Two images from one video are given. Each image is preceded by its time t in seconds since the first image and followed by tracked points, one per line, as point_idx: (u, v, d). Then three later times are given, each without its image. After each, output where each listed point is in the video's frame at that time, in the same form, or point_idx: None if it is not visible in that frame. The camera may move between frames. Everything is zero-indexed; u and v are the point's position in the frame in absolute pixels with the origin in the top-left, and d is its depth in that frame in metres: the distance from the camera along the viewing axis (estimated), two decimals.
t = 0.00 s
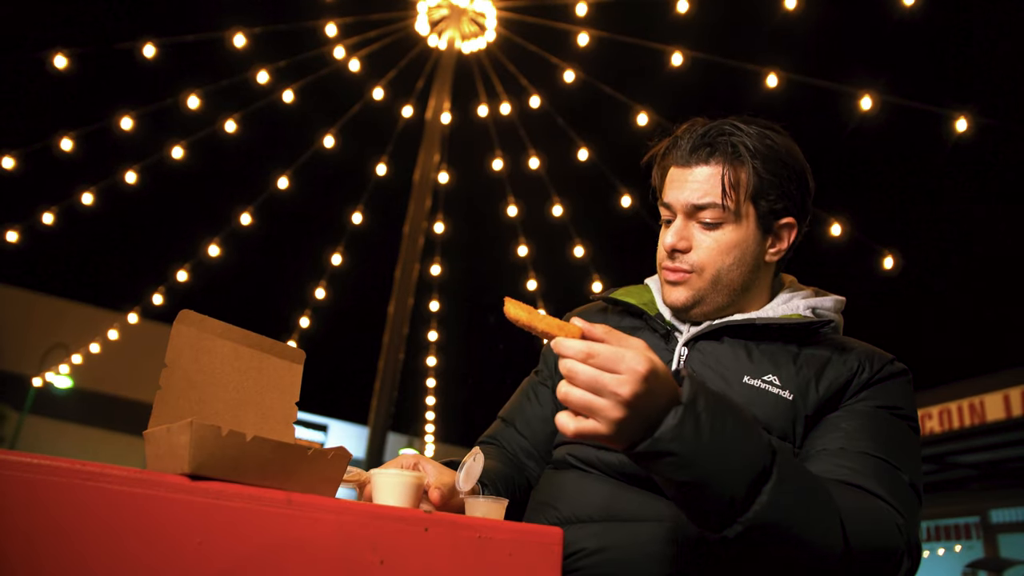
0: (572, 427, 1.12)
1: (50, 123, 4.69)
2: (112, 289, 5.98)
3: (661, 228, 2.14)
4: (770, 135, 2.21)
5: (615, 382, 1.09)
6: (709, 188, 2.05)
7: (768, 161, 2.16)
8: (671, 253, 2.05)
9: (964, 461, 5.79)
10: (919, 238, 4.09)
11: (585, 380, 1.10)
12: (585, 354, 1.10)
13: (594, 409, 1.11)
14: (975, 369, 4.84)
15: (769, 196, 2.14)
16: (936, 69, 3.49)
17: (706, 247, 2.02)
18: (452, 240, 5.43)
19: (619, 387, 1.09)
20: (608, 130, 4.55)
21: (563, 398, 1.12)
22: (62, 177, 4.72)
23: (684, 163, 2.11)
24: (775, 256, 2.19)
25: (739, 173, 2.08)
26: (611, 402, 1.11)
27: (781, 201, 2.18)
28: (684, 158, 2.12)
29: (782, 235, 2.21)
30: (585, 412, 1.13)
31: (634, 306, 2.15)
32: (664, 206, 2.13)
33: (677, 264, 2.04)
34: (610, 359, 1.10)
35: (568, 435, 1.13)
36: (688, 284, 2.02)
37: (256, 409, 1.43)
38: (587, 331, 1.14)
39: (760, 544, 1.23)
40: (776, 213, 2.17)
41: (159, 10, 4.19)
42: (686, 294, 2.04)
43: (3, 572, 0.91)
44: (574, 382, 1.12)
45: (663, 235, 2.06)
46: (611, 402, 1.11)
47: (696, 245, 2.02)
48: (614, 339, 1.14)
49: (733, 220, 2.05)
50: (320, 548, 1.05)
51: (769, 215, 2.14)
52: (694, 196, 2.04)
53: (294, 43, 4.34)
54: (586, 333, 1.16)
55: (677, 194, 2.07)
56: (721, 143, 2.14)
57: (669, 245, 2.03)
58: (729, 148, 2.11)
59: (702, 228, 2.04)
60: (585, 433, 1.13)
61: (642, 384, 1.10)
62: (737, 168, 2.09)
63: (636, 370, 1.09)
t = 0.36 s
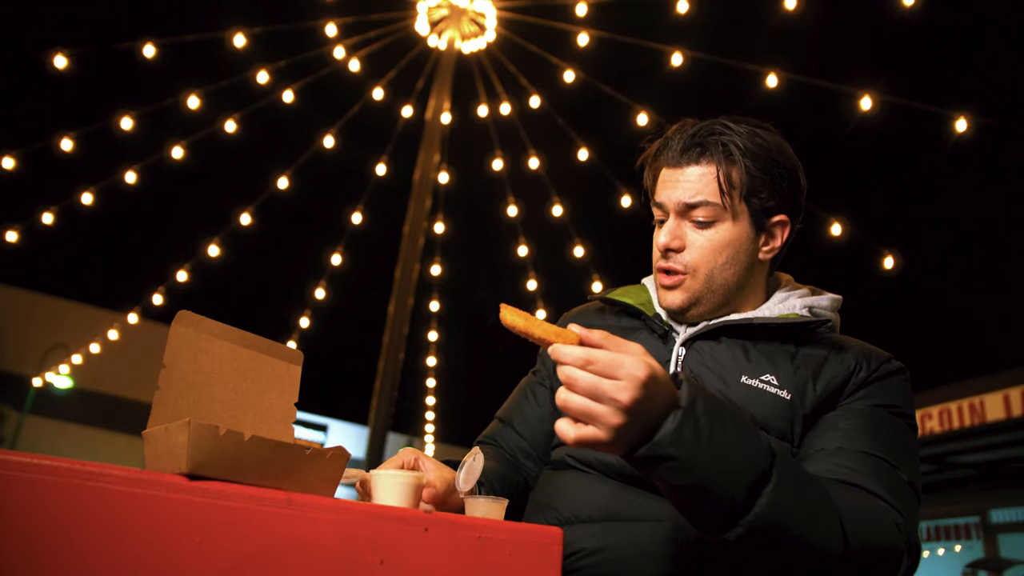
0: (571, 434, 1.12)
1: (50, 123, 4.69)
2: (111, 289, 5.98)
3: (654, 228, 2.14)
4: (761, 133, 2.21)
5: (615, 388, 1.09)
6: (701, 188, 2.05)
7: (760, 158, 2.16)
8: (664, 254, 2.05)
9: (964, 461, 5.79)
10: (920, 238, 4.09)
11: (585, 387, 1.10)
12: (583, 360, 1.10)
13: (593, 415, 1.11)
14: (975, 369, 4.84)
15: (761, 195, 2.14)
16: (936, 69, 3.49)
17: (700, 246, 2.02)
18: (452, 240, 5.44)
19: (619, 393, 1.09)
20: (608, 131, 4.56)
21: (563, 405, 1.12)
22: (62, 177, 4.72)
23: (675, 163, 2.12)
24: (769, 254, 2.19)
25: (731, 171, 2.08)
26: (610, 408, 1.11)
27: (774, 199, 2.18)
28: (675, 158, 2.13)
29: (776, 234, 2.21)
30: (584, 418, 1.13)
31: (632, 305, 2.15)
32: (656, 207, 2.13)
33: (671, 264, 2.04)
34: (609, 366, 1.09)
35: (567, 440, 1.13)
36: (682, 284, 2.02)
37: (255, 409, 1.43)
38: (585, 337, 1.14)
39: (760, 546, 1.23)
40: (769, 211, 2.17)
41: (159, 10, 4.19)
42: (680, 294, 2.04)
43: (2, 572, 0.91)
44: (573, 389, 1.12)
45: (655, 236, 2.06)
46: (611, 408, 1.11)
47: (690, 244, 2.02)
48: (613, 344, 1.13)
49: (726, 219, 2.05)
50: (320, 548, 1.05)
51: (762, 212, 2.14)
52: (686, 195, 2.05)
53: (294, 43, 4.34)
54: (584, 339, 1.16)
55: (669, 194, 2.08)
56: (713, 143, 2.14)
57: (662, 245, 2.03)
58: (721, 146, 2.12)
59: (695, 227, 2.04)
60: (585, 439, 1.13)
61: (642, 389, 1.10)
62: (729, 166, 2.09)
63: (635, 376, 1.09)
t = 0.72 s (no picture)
0: (575, 434, 1.14)
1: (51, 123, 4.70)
2: (111, 289, 5.99)
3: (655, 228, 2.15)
4: (763, 134, 2.22)
5: (618, 388, 1.10)
6: (702, 188, 2.06)
7: (762, 160, 2.16)
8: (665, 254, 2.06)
9: (964, 461, 5.78)
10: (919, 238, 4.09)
11: (588, 387, 1.11)
12: (586, 359, 1.11)
13: (597, 415, 1.13)
14: (974, 369, 4.84)
15: (762, 196, 2.14)
16: (937, 69, 3.49)
17: (700, 247, 2.03)
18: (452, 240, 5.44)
19: (622, 393, 1.10)
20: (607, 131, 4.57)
21: (566, 404, 1.14)
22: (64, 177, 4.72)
23: (676, 164, 2.13)
24: (769, 255, 2.18)
25: (732, 171, 2.09)
26: (613, 407, 1.12)
27: (774, 201, 2.18)
28: (676, 158, 2.14)
29: (776, 234, 2.21)
30: (586, 417, 1.14)
31: (628, 306, 2.15)
32: (657, 207, 2.14)
33: (671, 263, 2.04)
34: (612, 365, 1.11)
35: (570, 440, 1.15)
36: (682, 284, 2.02)
37: (256, 409, 1.43)
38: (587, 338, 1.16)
39: (761, 546, 1.23)
40: (769, 212, 2.18)
41: (158, 9, 4.19)
42: (680, 294, 2.04)
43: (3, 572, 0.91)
44: (576, 388, 1.13)
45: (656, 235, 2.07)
46: (614, 408, 1.12)
47: (690, 244, 2.03)
48: (614, 343, 1.15)
49: (727, 220, 2.05)
50: (320, 548, 1.05)
51: (763, 213, 2.14)
52: (687, 195, 2.06)
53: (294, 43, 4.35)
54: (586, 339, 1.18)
55: (670, 194, 2.08)
56: (715, 143, 2.15)
57: (662, 245, 2.04)
58: (722, 147, 2.12)
59: (696, 228, 2.05)
60: (589, 439, 1.14)
61: (645, 389, 1.11)
62: (730, 167, 2.10)
63: (638, 376, 1.10)
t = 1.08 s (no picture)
0: (585, 420, 1.12)
1: (51, 124, 4.69)
2: (111, 289, 5.97)
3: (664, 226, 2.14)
4: (779, 141, 2.23)
5: (630, 375, 1.11)
6: (715, 188, 2.07)
7: (777, 167, 2.18)
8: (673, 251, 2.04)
9: (964, 461, 5.77)
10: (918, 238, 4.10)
11: (598, 373, 1.12)
12: (597, 348, 1.12)
13: (606, 402, 1.12)
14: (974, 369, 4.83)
15: (774, 201, 2.15)
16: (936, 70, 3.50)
17: (709, 246, 2.02)
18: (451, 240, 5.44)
19: (634, 380, 1.10)
20: (607, 131, 4.57)
21: (575, 392, 1.13)
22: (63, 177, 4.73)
23: (692, 162, 2.13)
24: (778, 260, 2.19)
25: (746, 175, 2.10)
26: (624, 395, 1.12)
27: (786, 207, 2.18)
28: (692, 158, 2.15)
29: (785, 241, 2.21)
30: (596, 404, 1.13)
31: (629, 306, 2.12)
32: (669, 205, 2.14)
33: (679, 261, 2.02)
34: (624, 352, 1.11)
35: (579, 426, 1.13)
36: (688, 282, 2.00)
37: (254, 410, 1.44)
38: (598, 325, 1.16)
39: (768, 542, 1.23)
40: (780, 219, 2.17)
41: (157, 8, 4.17)
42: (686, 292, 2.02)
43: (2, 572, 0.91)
44: (586, 375, 1.13)
45: (666, 232, 2.06)
46: (625, 395, 1.11)
47: (699, 242, 2.02)
48: (625, 333, 1.14)
49: (737, 222, 2.05)
50: (320, 548, 1.05)
51: (774, 219, 2.14)
52: (700, 194, 2.06)
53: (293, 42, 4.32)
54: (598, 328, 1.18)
55: (683, 192, 2.09)
56: (730, 145, 2.16)
57: (671, 242, 2.02)
58: (739, 150, 2.14)
59: (706, 226, 2.04)
60: (598, 426, 1.14)
61: (657, 376, 1.11)
62: (745, 170, 2.11)
63: (650, 363, 1.11)
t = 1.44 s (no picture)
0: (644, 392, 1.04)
1: (51, 123, 4.69)
2: (110, 289, 5.97)
3: (692, 222, 2.09)
4: (809, 150, 2.23)
5: (694, 350, 1.03)
6: (751, 188, 2.04)
7: (810, 174, 2.17)
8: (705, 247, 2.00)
9: (964, 461, 5.77)
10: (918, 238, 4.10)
11: (661, 347, 1.03)
12: (662, 319, 1.03)
13: (666, 376, 1.04)
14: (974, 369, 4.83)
15: (803, 208, 2.14)
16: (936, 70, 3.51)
17: (742, 244, 1.98)
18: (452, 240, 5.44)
19: (696, 356, 1.03)
20: (608, 131, 4.56)
21: (634, 363, 1.04)
22: (64, 176, 4.79)
23: (727, 162, 2.11)
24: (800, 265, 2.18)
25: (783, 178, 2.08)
26: (685, 369, 1.04)
27: (812, 216, 2.18)
28: (728, 155, 2.12)
29: (806, 249, 2.20)
30: (653, 376, 1.05)
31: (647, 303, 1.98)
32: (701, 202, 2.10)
33: (711, 256, 1.97)
34: (690, 326, 1.03)
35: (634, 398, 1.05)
36: (719, 279, 1.96)
37: (254, 410, 1.44)
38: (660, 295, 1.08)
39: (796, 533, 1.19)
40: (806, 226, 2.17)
41: (157, 9, 4.18)
42: (716, 290, 1.98)
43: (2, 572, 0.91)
44: (646, 347, 1.04)
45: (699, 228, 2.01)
46: (686, 370, 1.04)
47: (733, 240, 1.98)
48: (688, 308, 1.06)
49: (771, 224, 2.02)
50: (320, 548, 1.05)
51: (803, 223, 2.13)
52: (737, 193, 2.03)
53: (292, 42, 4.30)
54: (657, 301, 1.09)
55: (719, 190, 2.05)
56: (766, 147, 2.13)
57: (705, 237, 1.97)
58: (776, 152, 2.12)
59: (739, 225, 2.01)
60: (655, 400, 1.06)
61: (718, 354, 1.05)
62: (782, 173, 2.09)
63: (714, 340, 1.04)
